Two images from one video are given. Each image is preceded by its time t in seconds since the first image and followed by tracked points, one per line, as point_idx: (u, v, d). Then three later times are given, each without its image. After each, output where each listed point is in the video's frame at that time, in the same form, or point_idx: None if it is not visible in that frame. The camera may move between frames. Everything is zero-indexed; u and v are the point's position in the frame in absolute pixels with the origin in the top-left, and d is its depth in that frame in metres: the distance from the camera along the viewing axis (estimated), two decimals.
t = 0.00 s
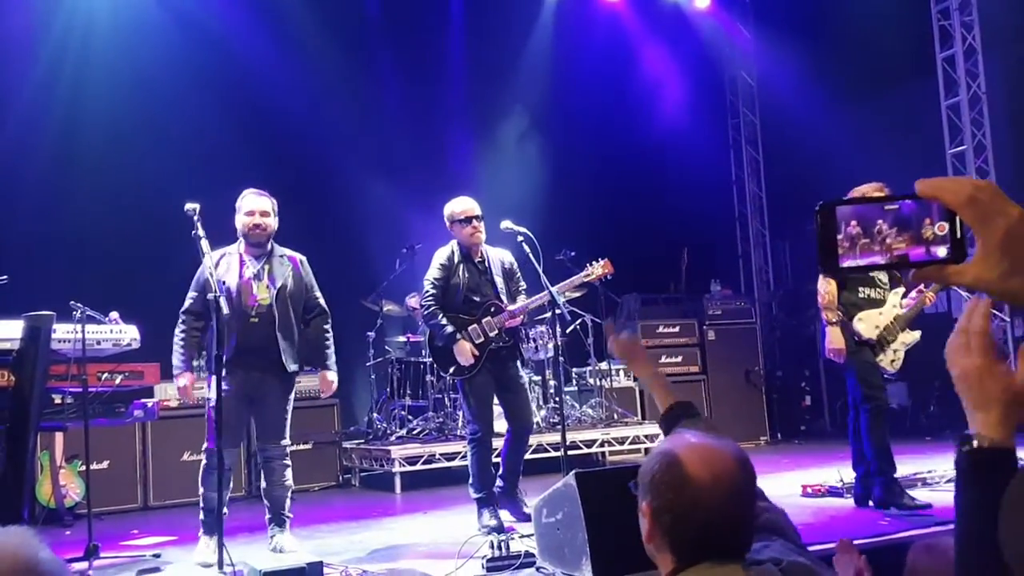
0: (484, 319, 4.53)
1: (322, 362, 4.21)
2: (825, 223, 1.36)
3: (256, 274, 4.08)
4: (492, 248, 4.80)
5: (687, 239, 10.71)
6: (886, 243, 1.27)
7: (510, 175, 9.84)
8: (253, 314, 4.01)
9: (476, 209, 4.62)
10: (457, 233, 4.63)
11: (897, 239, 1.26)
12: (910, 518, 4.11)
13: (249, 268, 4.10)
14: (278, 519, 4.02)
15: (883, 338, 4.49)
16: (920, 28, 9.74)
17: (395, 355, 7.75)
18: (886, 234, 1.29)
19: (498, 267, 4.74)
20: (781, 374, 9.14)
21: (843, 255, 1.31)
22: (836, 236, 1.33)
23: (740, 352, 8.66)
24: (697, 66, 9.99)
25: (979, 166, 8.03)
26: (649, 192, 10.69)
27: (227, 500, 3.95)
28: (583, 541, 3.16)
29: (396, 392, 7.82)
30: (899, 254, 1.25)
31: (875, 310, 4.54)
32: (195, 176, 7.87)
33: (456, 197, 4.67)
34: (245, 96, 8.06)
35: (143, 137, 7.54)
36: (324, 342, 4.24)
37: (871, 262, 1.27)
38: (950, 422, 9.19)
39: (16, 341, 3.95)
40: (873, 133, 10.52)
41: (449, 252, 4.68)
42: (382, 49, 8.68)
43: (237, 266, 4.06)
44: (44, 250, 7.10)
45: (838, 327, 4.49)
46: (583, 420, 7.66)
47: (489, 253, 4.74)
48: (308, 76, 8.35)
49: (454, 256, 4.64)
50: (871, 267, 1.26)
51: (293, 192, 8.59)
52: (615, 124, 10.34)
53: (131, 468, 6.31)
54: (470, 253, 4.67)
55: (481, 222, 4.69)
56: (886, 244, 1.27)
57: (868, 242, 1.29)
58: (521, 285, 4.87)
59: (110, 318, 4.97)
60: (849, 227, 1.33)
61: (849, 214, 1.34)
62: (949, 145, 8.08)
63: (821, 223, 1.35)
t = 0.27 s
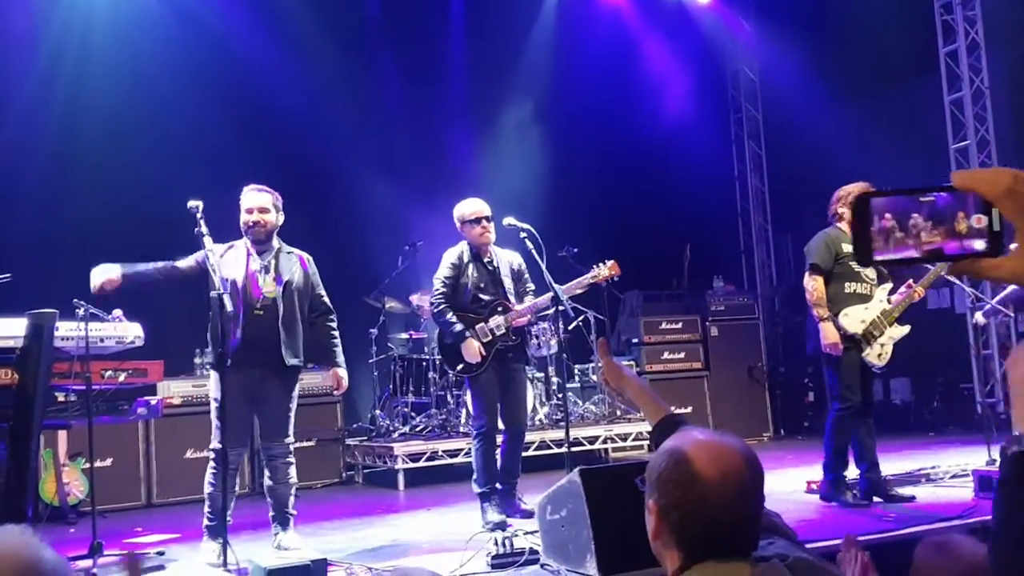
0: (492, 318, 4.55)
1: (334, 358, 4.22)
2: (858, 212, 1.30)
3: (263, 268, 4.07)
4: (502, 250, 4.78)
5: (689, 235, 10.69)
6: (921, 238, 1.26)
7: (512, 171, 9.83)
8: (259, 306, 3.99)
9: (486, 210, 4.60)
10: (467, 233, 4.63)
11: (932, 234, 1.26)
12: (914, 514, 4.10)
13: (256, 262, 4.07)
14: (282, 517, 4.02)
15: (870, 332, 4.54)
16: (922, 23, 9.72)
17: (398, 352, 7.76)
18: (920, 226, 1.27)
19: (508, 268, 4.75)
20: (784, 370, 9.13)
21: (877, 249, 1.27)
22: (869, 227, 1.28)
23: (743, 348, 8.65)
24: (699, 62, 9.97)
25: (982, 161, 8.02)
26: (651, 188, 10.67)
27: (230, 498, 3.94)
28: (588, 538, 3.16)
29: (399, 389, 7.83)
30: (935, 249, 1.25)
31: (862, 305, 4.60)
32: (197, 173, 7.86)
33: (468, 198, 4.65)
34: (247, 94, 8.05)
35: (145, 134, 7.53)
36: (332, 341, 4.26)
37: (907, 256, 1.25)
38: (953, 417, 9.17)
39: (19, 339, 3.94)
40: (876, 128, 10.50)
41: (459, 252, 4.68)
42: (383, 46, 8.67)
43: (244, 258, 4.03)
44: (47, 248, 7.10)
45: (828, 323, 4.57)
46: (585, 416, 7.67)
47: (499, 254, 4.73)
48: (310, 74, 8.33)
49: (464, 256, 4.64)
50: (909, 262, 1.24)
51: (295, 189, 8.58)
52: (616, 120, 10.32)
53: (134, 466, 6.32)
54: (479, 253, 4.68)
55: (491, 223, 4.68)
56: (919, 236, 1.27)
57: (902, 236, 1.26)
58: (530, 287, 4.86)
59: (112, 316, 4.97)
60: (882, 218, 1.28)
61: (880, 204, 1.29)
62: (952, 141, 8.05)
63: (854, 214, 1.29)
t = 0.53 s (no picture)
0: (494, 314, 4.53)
1: (317, 357, 4.20)
2: (929, 264, 1.36)
3: (257, 260, 4.04)
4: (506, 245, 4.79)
5: (689, 228, 10.68)
6: (996, 290, 1.36)
7: (511, 164, 9.80)
8: (255, 299, 3.98)
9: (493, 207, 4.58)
10: (473, 229, 4.61)
11: (1005, 286, 1.36)
12: (917, 505, 4.09)
13: (251, 253, 4.04)
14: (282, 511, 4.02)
15: (850, 327, 4.58)
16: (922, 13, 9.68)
17: (398, 345, 7.75)
18: (992, 280, 1.37)
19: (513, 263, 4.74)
20: (784, 362, 9.12)
21: (952, 301, 1.35)
22: (943, 277, 1.36)
23: (743, 341, 8.63)
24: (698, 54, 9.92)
25: (982, 152, 8.00)
26: (650, 178, 10.65)
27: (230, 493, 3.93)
28: (590, 531, 3.15)
29: (399, 383, 7.82)
30: (1006, 302, 1.36)
31: (838, 302, 4.67)
32: (195, 167, 7.83)
33: (477, 193, 4.64)
34: (245, 87, 8.02)
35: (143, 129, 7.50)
36: (319, 334, 4.25)
37: (981, 307, 1.35)
38: (954, 409, 9.17)
39: (19, 335, 3.93)
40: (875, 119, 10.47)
41: (465, 246, 4.67)
42: (381, 39, 8.64)
43: (238, 249, 4.00)
44: (46, 242, 7.08)
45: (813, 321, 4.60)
46: (586, 409, 7.68)
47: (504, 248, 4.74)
48: (307, 67, 8.30)
49: (470, 250, 4.63)
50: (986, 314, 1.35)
51: (294, 183, 8.56)
52: (615, 113, 10.30)
53: (134, 460, 6.31)
54: (485, 248, 4.68)
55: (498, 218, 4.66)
56: (991, 289, 1.36)
57: (977, 289, 1.36)
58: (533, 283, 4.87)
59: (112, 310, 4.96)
60: (954, 270, 1.37)
61: (951, 256, 1.38)
62: (953, 131, 8.02)
63: (928, 264, 1.35)
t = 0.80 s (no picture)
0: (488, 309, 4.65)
1: (310, 351, 4.19)
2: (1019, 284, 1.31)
3: (250, 253, 4.01)
4: (505, 240, 4.89)
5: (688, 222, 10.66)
6: None
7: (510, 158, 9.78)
8: (249, 293, 3.95)
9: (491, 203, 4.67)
10: (471, 225, 4.69)
11: None
12: (917, 499, 4.07)
13: (245, 245, 4.01)
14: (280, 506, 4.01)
15: (816, 327, 4.55)
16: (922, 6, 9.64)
17: (396, 340, 7.73)
18: None
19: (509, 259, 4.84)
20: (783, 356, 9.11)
21: None
22: None
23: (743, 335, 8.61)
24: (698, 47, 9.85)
25: (982, 145, 7.98)
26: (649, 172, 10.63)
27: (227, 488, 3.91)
28: (589, 525, 3.14)
29: (398, 377, 7.80)
30: None
31: (806, 302, 4.63)
32: (192, 161, 7.80)
33: (475, 189, 4.74)
34: (243, 80, 7.97)
35: (140, 123, 7.46)
36: (312, 329, 4.23)
37: None
38: (953, 402, 9.17)
39: (15, 328, 3.91)
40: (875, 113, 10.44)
41: (461, 241, 4.78)
42: (377, 32, 8.58)
43: (232, 241, 3.96)
44: (42, 236, 7.05)
45: (786, 325, 4.51)
46: (585, 403, 7.67)
47: (500, 244, 4.85)
48: (305, 60, 8.25)
49: (466, 245, 4.75)
50: None
51: (292, 177, 8.53)
52: (614, 106, 10.26)
53: (132, 455, 6.29)
54: (481, 244, 4.79)
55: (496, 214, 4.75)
56: None
57: None
58: (530, 279, 4.95)
59: (109, 304, 4.93)
60: None
61: None
62: (953, 125, 7.99)
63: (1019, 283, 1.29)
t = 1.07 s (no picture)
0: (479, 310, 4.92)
1: (321, 346, 4.18)
2: None
3: (253, 250, 4.00)
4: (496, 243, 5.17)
5: (693, 219, 10.65)
6: None
7: (514, 156, 9.78)
8: (252, 290, 3.96)
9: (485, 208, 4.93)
10: (465, 229, 4.95)
11: None
12: (923, 496, 4.06)
13: (248, 242, 4.01)
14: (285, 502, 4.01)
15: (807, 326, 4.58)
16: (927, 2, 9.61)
17: (401, 338, 7.73)
18: None
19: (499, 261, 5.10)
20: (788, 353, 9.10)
21: None
22: None
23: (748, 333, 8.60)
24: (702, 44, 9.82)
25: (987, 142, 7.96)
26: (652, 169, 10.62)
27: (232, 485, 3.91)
28: (594, 521, 3.13)
29: (402, 375, 7.80)
30: None
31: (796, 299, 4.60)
32: (196, 158, 7.80)
33: (467, 194, 5.02)
34: (247, 78, 7.97)
35: (144, 121, 7.46)
36: (319, 324, 4.22)
37: None
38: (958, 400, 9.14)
39: (20, 325, 3.91)
40: (879, 110, 10.41)
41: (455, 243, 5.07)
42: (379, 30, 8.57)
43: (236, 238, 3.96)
44: (47, 234, 7.06)
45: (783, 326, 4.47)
46: (589, 401, 7.67)
47: (493, 246, 5.13)
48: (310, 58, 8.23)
49: (459, 248, 5.04)
50: None
51: (296, 176, 8.53)
52: (618, 104, 10.24)
53: (137, 452, 6.30)
54: (474, 247, 5.07)
55: (489, 217, 5.01)
56: None
57: None
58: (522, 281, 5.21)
59: (114, 301, 4.94)
60: None
61: None
62: (958, 122, 7.96)
63: None
